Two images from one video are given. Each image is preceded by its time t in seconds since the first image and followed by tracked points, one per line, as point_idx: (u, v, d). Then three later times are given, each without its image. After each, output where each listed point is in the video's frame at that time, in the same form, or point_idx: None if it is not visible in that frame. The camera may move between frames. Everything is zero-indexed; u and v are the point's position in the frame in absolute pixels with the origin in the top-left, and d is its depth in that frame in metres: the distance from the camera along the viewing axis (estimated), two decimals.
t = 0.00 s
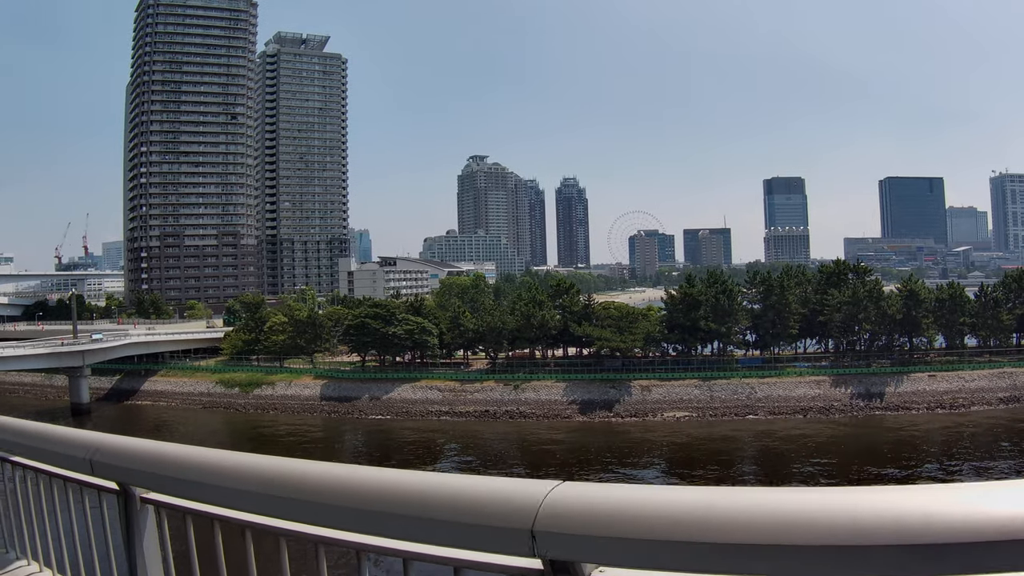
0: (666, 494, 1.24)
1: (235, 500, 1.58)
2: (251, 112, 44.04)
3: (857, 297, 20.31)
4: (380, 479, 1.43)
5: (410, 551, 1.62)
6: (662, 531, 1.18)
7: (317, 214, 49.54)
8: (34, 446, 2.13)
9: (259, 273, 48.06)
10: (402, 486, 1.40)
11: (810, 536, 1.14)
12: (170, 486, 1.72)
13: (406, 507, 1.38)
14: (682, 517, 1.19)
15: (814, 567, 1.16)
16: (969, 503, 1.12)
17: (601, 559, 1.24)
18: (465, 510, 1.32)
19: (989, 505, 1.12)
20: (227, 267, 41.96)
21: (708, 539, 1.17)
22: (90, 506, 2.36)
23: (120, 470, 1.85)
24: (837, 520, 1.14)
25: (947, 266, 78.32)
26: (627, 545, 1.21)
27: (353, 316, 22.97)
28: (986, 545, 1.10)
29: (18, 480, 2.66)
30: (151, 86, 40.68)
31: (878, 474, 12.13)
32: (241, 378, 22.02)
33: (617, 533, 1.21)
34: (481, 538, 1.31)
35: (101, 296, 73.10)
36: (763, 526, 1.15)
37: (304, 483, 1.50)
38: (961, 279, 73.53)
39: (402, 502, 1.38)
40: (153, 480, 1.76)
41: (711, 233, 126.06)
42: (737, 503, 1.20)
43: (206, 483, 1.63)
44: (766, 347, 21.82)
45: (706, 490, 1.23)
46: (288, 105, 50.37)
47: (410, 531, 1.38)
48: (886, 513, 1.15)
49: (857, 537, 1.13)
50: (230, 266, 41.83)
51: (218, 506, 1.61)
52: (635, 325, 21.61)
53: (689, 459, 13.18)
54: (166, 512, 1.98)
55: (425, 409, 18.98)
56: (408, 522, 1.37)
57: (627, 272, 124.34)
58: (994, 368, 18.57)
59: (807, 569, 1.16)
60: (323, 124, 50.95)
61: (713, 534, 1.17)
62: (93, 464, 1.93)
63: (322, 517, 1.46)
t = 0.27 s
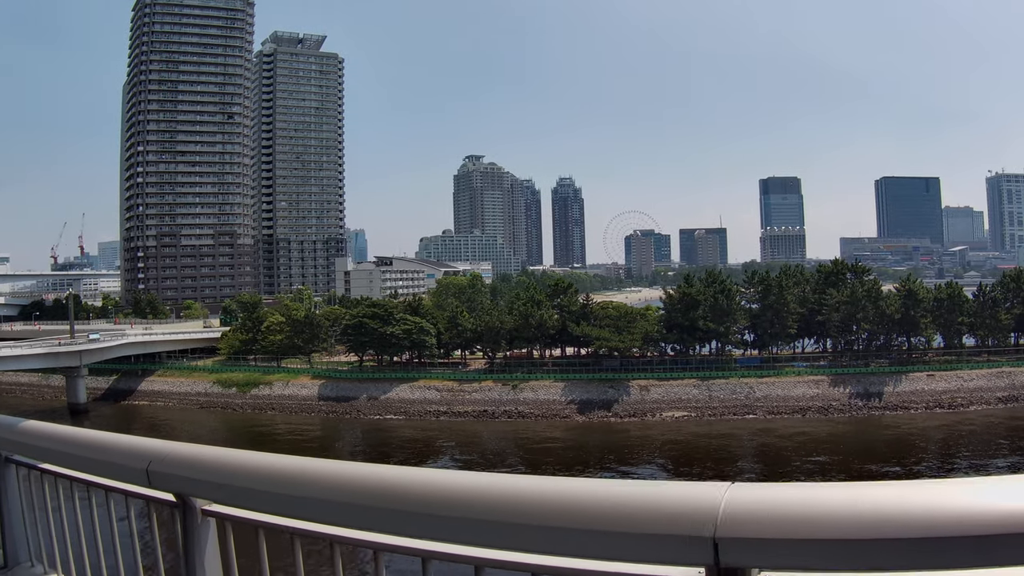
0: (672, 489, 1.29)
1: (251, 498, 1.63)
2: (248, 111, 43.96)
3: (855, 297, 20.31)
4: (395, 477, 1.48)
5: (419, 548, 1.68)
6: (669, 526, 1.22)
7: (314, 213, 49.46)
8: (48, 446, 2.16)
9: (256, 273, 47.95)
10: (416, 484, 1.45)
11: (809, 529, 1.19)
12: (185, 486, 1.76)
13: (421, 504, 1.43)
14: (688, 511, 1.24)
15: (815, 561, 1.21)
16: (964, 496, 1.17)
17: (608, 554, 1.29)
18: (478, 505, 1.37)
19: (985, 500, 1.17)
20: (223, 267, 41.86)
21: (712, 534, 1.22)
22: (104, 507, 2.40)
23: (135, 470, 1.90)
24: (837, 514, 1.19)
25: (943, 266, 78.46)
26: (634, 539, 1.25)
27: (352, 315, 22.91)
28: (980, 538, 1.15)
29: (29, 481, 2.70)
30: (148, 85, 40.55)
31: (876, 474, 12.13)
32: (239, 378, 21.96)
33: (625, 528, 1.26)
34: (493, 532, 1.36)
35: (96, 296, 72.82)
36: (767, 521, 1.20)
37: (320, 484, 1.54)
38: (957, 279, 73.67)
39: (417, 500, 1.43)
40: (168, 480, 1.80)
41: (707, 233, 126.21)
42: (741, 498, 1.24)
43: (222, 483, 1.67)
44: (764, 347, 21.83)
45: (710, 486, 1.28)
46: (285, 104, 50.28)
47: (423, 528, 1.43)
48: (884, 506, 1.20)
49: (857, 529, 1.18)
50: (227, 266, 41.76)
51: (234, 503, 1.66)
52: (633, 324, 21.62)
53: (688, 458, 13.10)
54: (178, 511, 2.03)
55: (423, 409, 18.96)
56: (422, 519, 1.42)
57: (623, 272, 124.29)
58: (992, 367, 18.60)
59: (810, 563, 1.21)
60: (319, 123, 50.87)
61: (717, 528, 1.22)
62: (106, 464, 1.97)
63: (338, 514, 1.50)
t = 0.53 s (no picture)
0: (668, 496, 1.24)
1: (233, 501, 1.57)
2: (246, 111, 43.90)
3: (855, 297, 20.29)
4: (381, 480, 1.42)
5: (406, 554, 1.63)
6: (662, 533, 1.18)
7: (311, 213, 49.41)
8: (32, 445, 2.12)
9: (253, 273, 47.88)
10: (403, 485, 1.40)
11: (808, 538, 1.15)
12: (167, 488, 1.71)
13: (407, 509, 1.37)
14: (685, 516, 1.19)
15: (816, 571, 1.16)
16: (971, 502, 1.13)
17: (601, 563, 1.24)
18: (465, 510, 1.31)
19: (994, 508, 1.13)
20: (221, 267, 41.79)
21: (707, 541, 1.18)
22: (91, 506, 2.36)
23: (118, 470, 1.84)
24: (839, 521, 1.15)
25: (941, 266, 78.51)
26: (626, 547, 1.20)
27: (351, 315, 22.88)
28: (987, 547, 1.11)
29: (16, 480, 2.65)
30: (146, 85, 40.46)
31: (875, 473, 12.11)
32: (237, 378, 21.93)
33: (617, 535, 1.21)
34: (482, 540, 1.30)
35: (94, 296, 72.78)
36: (767, 528, 1.15)
37: (300, 486, 1.48)
38: (954, 279, 73.84)
39: (403, 504, 1.37)
40: (151, 481, 1.75)
41: (706, 233, 126.15)
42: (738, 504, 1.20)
43: (202, 485, 1.62)
44: (764, 347, 21.82)
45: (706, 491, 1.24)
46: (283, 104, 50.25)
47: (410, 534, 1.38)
48: (884, 513, 1.15)
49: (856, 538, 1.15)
50: (224, 265, 41.71)
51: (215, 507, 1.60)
52: (633, 324, 21.63)
53: (686, 458, 13.03)
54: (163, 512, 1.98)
55: (422, 409, 18.93)
56: (408, 526, 1.36)
57: (621, 272, 124.33)
58: (992, 367, 18.60)
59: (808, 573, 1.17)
60: (317, 123, 50.83)
61: (717, 536, 1.17)
62: (96, 468, 1.89)
63: (321, 518, 1.45)
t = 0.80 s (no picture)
0: (676, 486, 1.34)
1: (260, 498, 1.65)
2: (244, 110, 43.83)
3: (855, 296, 20.29)
4: (411, 477, 1.51)
5: (424, 545, 1.71)
6: (685, 522, 1.27)
7: (309, 213, 49.36)
8: (53, 448, 2.16)
9: (251, 273, 47.82)
10: (430, 481, 1.49)
11: (809, 526, 1.23)
12: (197, 486, 1.78)
13: (434, 500, 1.46)
14: (697, 507, 1.28)
15: (814, 556, 1.26)
16: (956, 489, 1.23)
17: (618, 550, 1.34)
18: (488, 504, 1.41)
19: (978, 495, 1.23)
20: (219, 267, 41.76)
21: (725, 528, 1.27)
22: (107, 506, 2.39)
23: (144, 473, 1.90)
24: (837, 509, 1.25)
25: (939, 266, 78.50)
26: (650, 536, 1.30)
27: (350, 314, 22.85)
28: (978, 530, 1.20)
29: (27, 481, 2.68)
30: (144, 84, 40.38)
31: (876, 472, 12.09)
32: (236, 378, 21.90)
33: (634, 521, 1.31)
34: (502, 531, 1.40)
35: (90, 296, 72.50)
36: (774, 518, 1.24)
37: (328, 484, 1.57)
38: (951, 279, 73.92)
39: (430, 499, 1.46)
40: (178, 483, 1.82)
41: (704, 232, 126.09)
42: (741, 494, 1.30)
43: (237, 485, 1.69)
44: (763, 346, 21.82)
45: (712, 482, 1.34)
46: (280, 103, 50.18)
47: (437, 526, 1.47)
48: (887, 504, 1.24)
49: (853, 523, 1.24)
50: (222, 265, 41.69)
51: (247, 505, 1.69)
52: (634, 323, 21.64)
53: (688, 458, 12.90)
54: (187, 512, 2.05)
55: (422, 409, 18.92)
56: (436, 519, 1.46)
57: (618, 272, 124.28)
58: (991, 366, 18.62)
59: (812, 556, 1.27)
60: (315, 123, 50.77)
61: (726, 524, 1.26)
62: (147, 472, 1.90)
63: (351, 514, 1.54)
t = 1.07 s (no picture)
0: (688, 492, 1.28)
1: (264, 503, 1.62)
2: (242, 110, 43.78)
3: (855, 296, 20.28)
4: (415, 481, 1.46)
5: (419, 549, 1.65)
6: (696, 528, 1.22)
7: (308, 213, 49.31)
8: (53, 453, 2.12)
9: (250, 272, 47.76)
10: (435, 489, 1.44)
11: (826, 533, 1.17)
12: (198, 492, 1.74)
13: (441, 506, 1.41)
14: (709, 513, 1.23)
15: (832, 565, 1.21)
16: (982, 493, 1.16)
17: (627, 557, 1.28)
18: (491, 510, 1.35)
19: (997, 501, 1.16)
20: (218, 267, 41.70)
21: (735, 535, 1.21)
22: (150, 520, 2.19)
23: (147, 477, 1.86)
24: (856, 515, 1.18)
25: (937, 266, 78.45)
26: (660, 542, 1.24)
27: (350, 314, 22.80)
28: (1005, 538, 1.13)
29: (29, 483, 2.65)
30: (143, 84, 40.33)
31: (875, 471, 12.07)
32: (235, 378, 21.85)
33: (646, 528, 1.26)
34: (508, 540, 1.34)
35: (89, 295, 72.42)
36: (791, 524, 1.18)
37: (331, 487, 1.52)
38: (949, 279, 73.95)
39: (435, 505, 1.41)
40: (181, 488, 1.78)
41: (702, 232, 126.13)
42: (757, 499, 1.25)
43: (237, 488, 1.65)
44: (764, 346, 21.79)
45: (727, 486, 1.29)
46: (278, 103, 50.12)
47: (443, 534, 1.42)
48: (901, 508, 1.18)
49: (866, 529, 1.18)
50: (221, 265, 41.63)
51: (249, 508, 1.65)
52: (634, 323, 21.65)
53: (687, 457, 12.86)
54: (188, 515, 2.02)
55: (423, 409, 18.90)
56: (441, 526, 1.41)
57: (616, 272, 124.23)
58: (991, 366, 18.61)
59: (829, 565, 1.21)
60: (313, 122, 50.72)
61: (743, 533, 1.21)
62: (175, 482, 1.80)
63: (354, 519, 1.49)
